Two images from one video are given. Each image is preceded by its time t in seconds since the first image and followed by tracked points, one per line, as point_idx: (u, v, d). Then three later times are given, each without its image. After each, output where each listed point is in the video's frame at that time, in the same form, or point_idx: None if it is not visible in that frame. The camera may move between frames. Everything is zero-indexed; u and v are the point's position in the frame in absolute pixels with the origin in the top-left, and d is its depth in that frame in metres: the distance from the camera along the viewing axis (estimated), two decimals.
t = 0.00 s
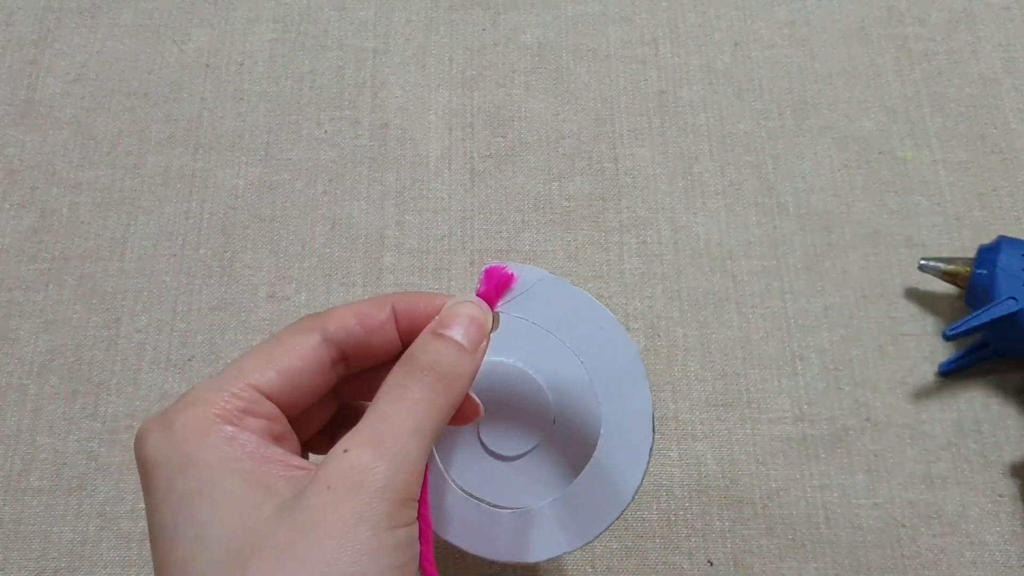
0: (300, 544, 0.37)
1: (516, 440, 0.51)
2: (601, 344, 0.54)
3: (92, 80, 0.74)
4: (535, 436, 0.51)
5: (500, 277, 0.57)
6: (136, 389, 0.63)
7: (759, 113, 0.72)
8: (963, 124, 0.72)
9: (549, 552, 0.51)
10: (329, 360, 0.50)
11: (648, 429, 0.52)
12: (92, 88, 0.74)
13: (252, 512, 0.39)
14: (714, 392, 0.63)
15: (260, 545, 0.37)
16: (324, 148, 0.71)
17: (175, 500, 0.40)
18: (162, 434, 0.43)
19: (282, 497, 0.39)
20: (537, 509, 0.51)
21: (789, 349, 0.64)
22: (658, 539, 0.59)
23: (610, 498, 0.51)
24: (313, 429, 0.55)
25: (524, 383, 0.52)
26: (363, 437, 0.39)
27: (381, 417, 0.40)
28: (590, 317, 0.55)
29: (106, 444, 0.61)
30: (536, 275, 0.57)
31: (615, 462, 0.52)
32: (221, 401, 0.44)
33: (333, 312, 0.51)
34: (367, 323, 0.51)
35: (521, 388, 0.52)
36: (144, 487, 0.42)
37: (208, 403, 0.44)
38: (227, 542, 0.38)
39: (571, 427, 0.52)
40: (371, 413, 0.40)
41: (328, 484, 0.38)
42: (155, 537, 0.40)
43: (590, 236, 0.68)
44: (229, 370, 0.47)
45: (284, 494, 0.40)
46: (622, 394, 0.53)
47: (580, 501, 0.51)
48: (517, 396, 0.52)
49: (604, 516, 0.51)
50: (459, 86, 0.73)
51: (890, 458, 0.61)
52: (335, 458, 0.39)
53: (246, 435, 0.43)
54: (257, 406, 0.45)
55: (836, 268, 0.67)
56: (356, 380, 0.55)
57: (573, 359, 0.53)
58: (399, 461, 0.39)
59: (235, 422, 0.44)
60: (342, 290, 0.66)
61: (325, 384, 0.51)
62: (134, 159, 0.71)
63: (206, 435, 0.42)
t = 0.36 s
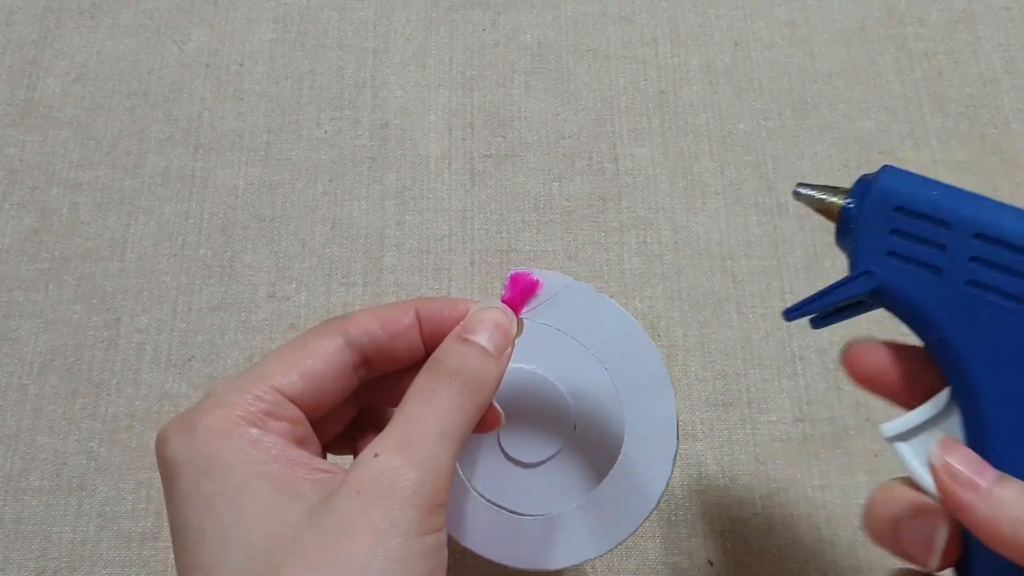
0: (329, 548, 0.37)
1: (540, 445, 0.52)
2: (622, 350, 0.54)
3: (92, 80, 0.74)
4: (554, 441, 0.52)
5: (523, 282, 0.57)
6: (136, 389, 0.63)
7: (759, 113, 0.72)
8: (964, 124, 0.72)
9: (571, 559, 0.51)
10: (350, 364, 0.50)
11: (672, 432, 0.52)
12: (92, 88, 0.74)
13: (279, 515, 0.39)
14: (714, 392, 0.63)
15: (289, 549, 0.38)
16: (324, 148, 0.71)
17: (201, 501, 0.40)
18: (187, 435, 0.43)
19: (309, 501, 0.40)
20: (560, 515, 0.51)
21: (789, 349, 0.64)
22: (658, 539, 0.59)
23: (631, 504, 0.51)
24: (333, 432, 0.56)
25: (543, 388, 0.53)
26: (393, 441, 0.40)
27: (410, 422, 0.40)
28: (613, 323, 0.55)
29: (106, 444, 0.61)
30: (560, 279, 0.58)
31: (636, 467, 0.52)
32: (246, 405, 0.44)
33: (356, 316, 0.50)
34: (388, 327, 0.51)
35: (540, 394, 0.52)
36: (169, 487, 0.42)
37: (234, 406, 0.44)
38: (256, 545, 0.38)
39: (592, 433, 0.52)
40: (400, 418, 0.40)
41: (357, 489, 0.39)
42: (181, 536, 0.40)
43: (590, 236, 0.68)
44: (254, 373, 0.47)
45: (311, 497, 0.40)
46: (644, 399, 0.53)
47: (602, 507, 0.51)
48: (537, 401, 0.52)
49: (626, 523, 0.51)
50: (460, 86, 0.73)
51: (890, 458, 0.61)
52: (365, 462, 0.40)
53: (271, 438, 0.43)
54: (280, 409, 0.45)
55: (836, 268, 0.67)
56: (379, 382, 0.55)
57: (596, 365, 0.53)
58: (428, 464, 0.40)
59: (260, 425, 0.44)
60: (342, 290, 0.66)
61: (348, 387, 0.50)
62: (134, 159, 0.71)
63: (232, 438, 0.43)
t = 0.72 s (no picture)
0: (400, 568, 0.33)
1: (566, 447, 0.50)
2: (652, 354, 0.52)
3: (92, 80, 0.74)
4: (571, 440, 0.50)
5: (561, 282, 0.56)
6: (136, 389, 0.63)
7: (759, 113, 0.72)
8: (964, 124, 0.72)
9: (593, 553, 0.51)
10: (384, 358, 0.45)
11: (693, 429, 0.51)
12: (92, 88, 0.74)
13: (340, 527, 0.34)
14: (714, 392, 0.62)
15: (356, 567, 0.33)
16: (324, 148, 0.71)
17: (249, 507, 0.36)
18: (227, 433, 0.38)
19: (368, 510, 0.35)
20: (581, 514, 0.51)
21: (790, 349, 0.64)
22: (658, 539, 0.58)
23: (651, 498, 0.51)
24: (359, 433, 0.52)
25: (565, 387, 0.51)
26: (461, 450, 0.36)
27: (468, 432, 0.36)
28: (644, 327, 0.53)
29: (106, 444, 0.61)
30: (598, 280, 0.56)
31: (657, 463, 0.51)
32: (282, 400, 0.40)
33: (392, 304, 0.46)
34: (426, 319, 0.46)
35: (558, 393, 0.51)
36: (206, 490, 0.38)
37: (269, 401, 0.39)
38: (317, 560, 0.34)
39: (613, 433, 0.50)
40: (457, 426, 0.37)
41: (428, 504, 0.34)
42: (229, 546, 0.36)
43: (591, 236, 0.68)
44: (289, 364, 0.42)
45: (371, 505, 0.35)
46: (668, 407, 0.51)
47: (624, 503, 0.51)
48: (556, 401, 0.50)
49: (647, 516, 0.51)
50: (460, 86, 0.73)
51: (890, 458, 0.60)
52: (433, 474, 0.35)
53: (317, 434, 0.39)
54: (320, 405, 0.41)
55: (836, 268, 0.67)
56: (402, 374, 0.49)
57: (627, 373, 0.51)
58: (496, 474, 0.36)
59: (300, 422, 0.39)
60: (342, 290, 0.66)
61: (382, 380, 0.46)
62: (134, 159, 0.71)
63: (273, 436, 0.38)
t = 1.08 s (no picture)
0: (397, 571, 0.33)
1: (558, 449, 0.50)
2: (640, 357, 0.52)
3: (92, 80, 0.74)
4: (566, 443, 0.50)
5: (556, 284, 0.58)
6: (136, 389, 0.63)
7: (759, 113, 0.72)
8: (964, 124, 0.72)
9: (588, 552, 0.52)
10: (379, 359, 0.45)
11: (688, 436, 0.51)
12: (92, 88, 0.74)
13: (337, 530, 0.34)
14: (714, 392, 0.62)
15: (354, 569, 0.33)
16: (324, 148, 0.71)
17: (245, 509, 0.36)
18: (223, 435, 0.38)
19: (366, 512, 0.35)
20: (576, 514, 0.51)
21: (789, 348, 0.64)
22: (657, 539, 0.59)
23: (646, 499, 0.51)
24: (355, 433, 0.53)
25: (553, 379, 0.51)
26: (458, 453, 0.36)
27: (465, 434, 0.36)
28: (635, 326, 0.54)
29: (106, 444, 0.61)
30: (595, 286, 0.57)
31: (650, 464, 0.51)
32: (277, 401, 0.40)
33: (387, 305, 0.46)
34: (420, 320, 0.46)
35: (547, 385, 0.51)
36: (202, 492, 0.38)
37: (265, 403, 0.39)
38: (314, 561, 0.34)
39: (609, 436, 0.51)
40: (454, 428, 0.37)
41: (426, 506, 0.34)
42: (224, 548, 0.36)
43: (590, 236, 0.68)
44: (285, 365, 0.42)
45: (368, 507, 0.35)
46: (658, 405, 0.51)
47: (619, 503, 0.51)
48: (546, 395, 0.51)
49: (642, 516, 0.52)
50: (459, 86, 0.73)
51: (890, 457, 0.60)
52: (430, 476, 0.35)
53: (313, 436, 0.39)
54: (316, 406, 0.41)
55: (836, 268, 0.67)
56: (397, 377, 0.49)
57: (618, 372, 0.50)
58: (493, 476, 0.36)
59: (296, 423, 0.39)
60: (342, 290, 0.66)
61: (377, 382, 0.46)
62: (134, 159, 0.71)
63: (268, 437, 0.38)
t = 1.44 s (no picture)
0: (396, 571, 0.33)
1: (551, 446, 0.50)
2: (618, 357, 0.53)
3: (92, 80, 0.74)
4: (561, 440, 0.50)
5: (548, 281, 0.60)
6: (136, 389, 0.63)
7: (759, 113, 0.73)
8: (964, 124, 0.72)
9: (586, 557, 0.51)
10: (372, 357, 0.45)
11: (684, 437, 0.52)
12: (92, 88, 0.74)
13: (334, 530, 0.34)
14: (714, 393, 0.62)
15: (352, 569, 0.33)
16: (324, 148, 0.71)
17: (241, 510, 0.36)
18: (218, 435, 0.38)
19: (363, 511, 0.35)
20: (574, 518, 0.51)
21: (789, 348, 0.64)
22: (657, 539, 0.59)
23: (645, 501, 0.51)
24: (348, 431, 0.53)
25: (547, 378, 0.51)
26: (455, 451, 0.36)
27: (461, 432, 0.36)
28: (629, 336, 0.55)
29: (106, 444, 0.61)
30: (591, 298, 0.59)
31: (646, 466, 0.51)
32: (271, 400, 0.40)
33: (380, 303, 0.46)
34: (413, 318, 0.46)
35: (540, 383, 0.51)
36: (197, 492, 0.38)
37: (259, 402, 0.39)
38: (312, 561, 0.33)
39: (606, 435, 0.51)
40: (451, 427, 0.37)
41: (424, 505, 0.34)
42: (221, 549, 0.36)
43: (591, 236, 0.68)
44: (277, 363, 0.42)
45: (365, 506, 0.35)
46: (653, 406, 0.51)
47: (619, 506, 0.51)
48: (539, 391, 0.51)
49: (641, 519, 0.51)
50: (460, 86, 0.73)
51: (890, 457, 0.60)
52: (427, 475, 0.35)
53: (308, 435, 0.39)
54: (309, 405, 0.41)
55: (836, 268, 0.67)
56: (389, 375, 0.49)
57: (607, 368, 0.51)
58: (490, 475, 0.36)
59: (290, 422, 0.39)
60: (342, 290, 0.66)
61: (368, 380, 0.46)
62: (134, 159, 0.71)
63: (263, 437, 0.38)
